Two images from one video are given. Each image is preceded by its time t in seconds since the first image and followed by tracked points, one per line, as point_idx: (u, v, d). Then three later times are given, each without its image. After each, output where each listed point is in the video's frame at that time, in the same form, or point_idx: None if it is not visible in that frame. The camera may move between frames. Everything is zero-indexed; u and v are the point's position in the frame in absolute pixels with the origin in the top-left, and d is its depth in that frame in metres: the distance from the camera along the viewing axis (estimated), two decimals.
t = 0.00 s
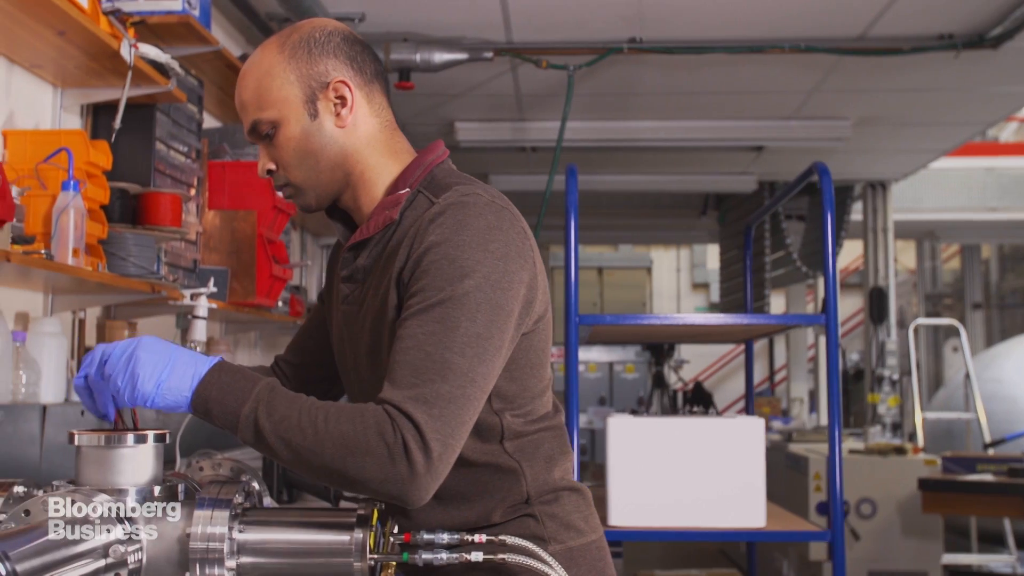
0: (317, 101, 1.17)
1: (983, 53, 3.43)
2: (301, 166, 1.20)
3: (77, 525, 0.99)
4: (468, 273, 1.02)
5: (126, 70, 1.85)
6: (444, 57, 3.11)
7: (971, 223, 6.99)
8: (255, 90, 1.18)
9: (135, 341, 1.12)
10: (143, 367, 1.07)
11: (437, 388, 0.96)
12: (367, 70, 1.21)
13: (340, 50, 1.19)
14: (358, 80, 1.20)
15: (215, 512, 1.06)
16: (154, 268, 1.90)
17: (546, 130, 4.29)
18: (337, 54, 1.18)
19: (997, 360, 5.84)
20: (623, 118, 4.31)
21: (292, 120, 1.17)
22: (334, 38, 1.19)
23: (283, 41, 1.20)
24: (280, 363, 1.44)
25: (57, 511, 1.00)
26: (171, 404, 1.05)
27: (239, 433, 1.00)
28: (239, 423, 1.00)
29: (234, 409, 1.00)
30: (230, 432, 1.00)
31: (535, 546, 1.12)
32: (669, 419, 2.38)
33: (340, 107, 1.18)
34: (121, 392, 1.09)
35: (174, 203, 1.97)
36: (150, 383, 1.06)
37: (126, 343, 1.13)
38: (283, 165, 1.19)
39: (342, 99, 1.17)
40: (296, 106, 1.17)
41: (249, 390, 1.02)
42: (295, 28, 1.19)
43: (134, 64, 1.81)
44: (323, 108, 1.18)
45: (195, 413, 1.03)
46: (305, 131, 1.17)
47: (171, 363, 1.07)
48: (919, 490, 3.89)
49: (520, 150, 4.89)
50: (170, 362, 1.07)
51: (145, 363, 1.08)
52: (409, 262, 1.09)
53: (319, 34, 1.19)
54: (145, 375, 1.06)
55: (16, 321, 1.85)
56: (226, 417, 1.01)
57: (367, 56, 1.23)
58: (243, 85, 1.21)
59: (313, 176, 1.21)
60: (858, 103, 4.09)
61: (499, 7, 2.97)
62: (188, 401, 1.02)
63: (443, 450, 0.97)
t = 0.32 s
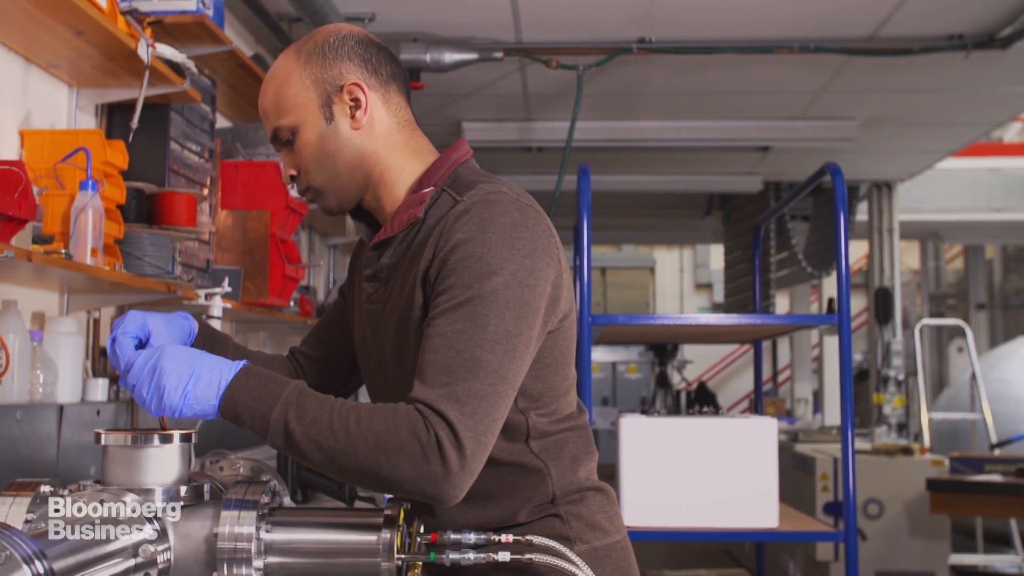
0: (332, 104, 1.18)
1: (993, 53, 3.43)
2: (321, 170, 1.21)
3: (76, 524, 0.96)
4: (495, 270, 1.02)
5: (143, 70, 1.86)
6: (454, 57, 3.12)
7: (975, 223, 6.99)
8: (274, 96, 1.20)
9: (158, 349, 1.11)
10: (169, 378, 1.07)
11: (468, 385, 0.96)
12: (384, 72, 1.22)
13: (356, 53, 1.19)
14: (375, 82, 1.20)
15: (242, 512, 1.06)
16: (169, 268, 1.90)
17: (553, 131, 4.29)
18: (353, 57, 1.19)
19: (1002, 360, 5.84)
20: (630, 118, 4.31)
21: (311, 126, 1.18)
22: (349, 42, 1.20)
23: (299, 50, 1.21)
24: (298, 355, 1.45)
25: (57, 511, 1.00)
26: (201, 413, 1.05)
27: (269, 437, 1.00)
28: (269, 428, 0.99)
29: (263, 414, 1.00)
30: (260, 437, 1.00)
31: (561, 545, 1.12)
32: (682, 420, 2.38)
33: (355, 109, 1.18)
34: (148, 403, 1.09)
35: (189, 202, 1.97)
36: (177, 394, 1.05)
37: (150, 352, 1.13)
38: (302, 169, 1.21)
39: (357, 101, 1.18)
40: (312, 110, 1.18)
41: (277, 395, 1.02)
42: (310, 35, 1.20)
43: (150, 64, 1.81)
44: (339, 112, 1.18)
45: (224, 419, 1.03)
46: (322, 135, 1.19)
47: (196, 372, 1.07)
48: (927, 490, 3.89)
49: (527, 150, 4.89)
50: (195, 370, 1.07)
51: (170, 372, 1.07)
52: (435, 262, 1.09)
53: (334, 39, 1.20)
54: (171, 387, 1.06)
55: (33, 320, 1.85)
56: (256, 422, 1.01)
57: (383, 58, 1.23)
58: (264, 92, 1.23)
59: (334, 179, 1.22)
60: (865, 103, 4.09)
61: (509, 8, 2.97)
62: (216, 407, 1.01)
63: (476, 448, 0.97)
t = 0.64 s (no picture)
0: (346, 111, 1.18)
1: (1002, 53, 3.42)
2: (341, 176, 1.22)
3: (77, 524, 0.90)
4: (519, 262, 1.02)
5: (159, 70, 1.86)
6: (464, 57, 3.12)
7: (979, 223, 6.99)
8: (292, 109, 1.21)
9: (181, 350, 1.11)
10: (194, 377, 1.07)
11: (494, 375, 0.96)
12: (399, 75, 1.22)
13: (368, 60, 1.19)
14: (390, 86, 1.20)
15: (269, 512, 1.06)
16: (185, 267, 1.90)
17: (560, 131, 4.28)
18: (364, 65, 1.19)
19: (1008, 360, 5.84)
20: (637, 118, 4.31)
21: (328, 134, 1.19)
22: (360, 49, 1.20)
23: (313, 62, 1.21)
24: (321, 357, 1.45)
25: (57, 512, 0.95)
26: (226, 410, 1.05)
27: (295, 433, 0.99)
28: (295, 423, 0.99)
29: (288, 409, 1.00)
30: (286, 433, 1.00)
31: (587, 545, 1.12)
32: (694, 420, 2.38)
33: (369, 115, 1.18)
34: (172, 404, 1.09)
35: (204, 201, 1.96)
36: (202, 392, 1.05)
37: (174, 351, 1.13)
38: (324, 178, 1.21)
39: (370, 107, 1.17)
40: (328, 119, 1.19)
41: (302, 389, 1.01)
42: (323, 46, 1.21)
43: (167, 63, 1.81)
44: (353, 118, 1.18)
45: (250, 415, 1.03)
46: (338, 142, 1.19)
47: (221, 370, 1.07)
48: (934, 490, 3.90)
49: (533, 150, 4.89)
50: (219, 367, 1.07)
51: (193, 371, 1.07)
52: (459, 257, 1.09)
53: (345, 47, 1.20)
54: (196, 386, 1.06)
55: (49, 321, 1.85)
56: (281, 418, 1.00)
57: (396, 62, 1.23)
58: (285, 106, 1.24)
59: (354, 184, 1.23)
60: (873, 103, 4.09)
61: (520, 8, 2.97)
62: (242, 405, 1.01)
63: (504, 437, 0.96)
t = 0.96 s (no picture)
0: (371, 112, 1.18)
1: (1012, 53, 3.42)
2: (366, 177, 1.22)
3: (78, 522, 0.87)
4: (538, 254, 1.01)
5: (175, 70, 1.86)
6: (473, 57, 3.13)
7: (983, 223, 6.97)
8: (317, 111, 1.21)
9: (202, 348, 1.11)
10: (212, 372, 1.06)
11: (509, 363, 0.95)
12: (421, 76, 1.22)
13: (390, 61, 1.19)
14: (411, 87, 1.20)
15: (296, 511, 1.06)
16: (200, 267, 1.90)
17: (567, 131, 4.28)
18: (387, 66, 1.19)
19: (1013, 360, 5.83)
20: (644, 118, 4.31)
21: (353, 135, 1.19)
22: (382, 51, 1.20)
23: (337, 65, 1.22)
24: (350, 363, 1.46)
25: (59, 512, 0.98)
26: (243, 402, 1.04)
27: (311, 423, 0.99)
28: (310, 413, 0.98)
29: (304, 399, 1.00)
30: (302, 424, 0.99)
31: (613, 544, 1.12)
32: (707, 420, 2.38)
33: (393, 115, 1.18)
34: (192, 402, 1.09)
35: (218, 201, 1.96)
36: (220, 385, 1.05)
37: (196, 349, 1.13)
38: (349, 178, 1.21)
39: (394, 108, 1.18)
40: (352, 120, 1.19)
41: (318, 380, 1.01)
42: (347, 49, 1.21)
43: (183, 63, 1.82)
44: (377, 119, 1.18)
45: (267, 406, 1.02)
46: (363, 143, 1.19)
47: (237, 363, 1.06)
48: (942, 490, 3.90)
49: (539, 150, 4.89)
50: (235, 363, 1.06)
51: (212, 366, 1.07)
52: (479, 250, 1.09)
53: (368, 50, 1.20)
54: (214, 380, 1.06)
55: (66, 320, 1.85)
56: (298, 409, 1.00)
57: (419, 64, 1.23)
58: (308, 109, 1.24)
59: (378, 186, 1.22)
60: (880, 103, 4.09)
61: (530, 8, 2.97)
62: (258, 395, 1.01)
63: (518, 427, 0.95)
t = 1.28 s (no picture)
0: (401, 108, 1.18)
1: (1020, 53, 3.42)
2: (394, 174, 1.21)
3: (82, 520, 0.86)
4: (554, 243, 1.01)
5: (192, 70, 1.86)
6: (483, 56, 3.12)
7: (988, 223, 6.97)
8: (345, 107, 1.20)
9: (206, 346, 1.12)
10: (215, 370, 1.07)
11: (509, 346, 0.94)
12: (448, 75, 1.22)
13: (420, 59, 1.19)
14: (439, 84, 1.20)
15: (323, 510, 1.06)
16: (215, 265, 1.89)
17: (574, 130, 4.28)
18: (417, 63, 1.19)
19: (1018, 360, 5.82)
20: (651, 118, 4.31)
21: (382, 131, 1.18)
22: (412, 48, 1.20)
23: (364, 59, 1.22)
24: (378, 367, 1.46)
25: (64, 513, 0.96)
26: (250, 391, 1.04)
27: (305, 403, 0.98)
28: (305, 393, 0.98)
29: (299, 379, 0.99)
30: (298, 405, 0.99)
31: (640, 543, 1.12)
32: (720, 419, 2.38)
33: (422, 112, 1.18)
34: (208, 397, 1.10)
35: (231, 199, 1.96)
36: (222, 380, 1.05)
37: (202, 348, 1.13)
38: (376, 175, 1.21)
39: (424, 104, 1.18)
40: (380, 116, 1.19)
41: (311, 363, 1.00)
42: (376, 44, 1.21)
43: (200, 62, 1.82)
44: (407, 115, 1.18)
45: (267, 391, 1.02)
46: (393, 139, 1.19)
47: (235, 357, 1.06)
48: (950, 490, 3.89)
49: (545, 150, 4.89)
50: (232, 356, 1.06)
51: (215, 364, 1.08)
52: (496, 241, 1.08)
53: (398, 46, 1.20)
54: (218, 378, 1.06)
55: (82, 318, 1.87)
56: (291, 391, 0.99)
57: (448, 63, 1.24)
58: (334, 105, 1.25)
59: (406, 182, 1.22)
60: (888, 103, 4.09)
61: (540, 7, 2.97)
62: (257, 375, 1.00)
63: (511, 410, 0.93)
